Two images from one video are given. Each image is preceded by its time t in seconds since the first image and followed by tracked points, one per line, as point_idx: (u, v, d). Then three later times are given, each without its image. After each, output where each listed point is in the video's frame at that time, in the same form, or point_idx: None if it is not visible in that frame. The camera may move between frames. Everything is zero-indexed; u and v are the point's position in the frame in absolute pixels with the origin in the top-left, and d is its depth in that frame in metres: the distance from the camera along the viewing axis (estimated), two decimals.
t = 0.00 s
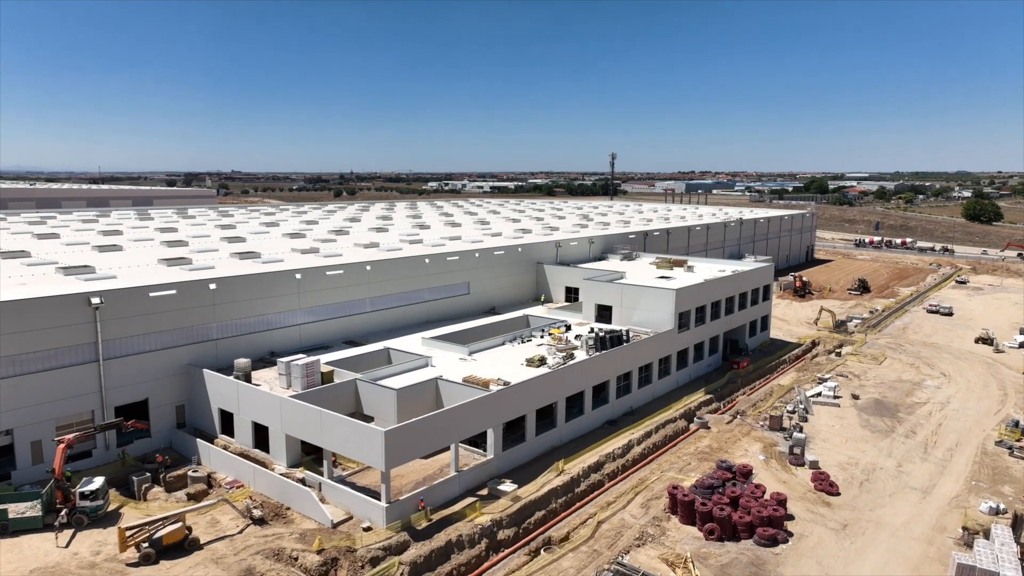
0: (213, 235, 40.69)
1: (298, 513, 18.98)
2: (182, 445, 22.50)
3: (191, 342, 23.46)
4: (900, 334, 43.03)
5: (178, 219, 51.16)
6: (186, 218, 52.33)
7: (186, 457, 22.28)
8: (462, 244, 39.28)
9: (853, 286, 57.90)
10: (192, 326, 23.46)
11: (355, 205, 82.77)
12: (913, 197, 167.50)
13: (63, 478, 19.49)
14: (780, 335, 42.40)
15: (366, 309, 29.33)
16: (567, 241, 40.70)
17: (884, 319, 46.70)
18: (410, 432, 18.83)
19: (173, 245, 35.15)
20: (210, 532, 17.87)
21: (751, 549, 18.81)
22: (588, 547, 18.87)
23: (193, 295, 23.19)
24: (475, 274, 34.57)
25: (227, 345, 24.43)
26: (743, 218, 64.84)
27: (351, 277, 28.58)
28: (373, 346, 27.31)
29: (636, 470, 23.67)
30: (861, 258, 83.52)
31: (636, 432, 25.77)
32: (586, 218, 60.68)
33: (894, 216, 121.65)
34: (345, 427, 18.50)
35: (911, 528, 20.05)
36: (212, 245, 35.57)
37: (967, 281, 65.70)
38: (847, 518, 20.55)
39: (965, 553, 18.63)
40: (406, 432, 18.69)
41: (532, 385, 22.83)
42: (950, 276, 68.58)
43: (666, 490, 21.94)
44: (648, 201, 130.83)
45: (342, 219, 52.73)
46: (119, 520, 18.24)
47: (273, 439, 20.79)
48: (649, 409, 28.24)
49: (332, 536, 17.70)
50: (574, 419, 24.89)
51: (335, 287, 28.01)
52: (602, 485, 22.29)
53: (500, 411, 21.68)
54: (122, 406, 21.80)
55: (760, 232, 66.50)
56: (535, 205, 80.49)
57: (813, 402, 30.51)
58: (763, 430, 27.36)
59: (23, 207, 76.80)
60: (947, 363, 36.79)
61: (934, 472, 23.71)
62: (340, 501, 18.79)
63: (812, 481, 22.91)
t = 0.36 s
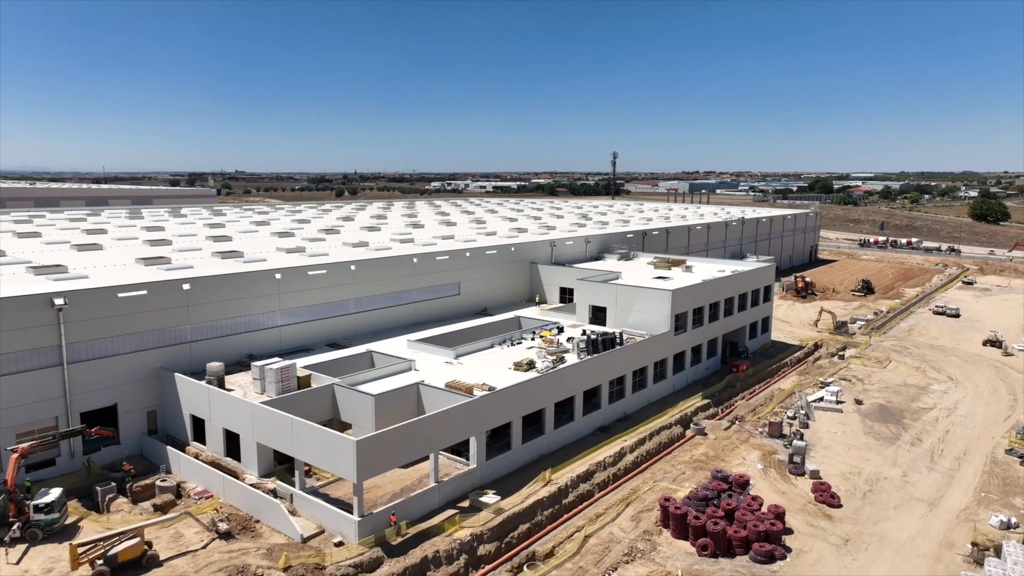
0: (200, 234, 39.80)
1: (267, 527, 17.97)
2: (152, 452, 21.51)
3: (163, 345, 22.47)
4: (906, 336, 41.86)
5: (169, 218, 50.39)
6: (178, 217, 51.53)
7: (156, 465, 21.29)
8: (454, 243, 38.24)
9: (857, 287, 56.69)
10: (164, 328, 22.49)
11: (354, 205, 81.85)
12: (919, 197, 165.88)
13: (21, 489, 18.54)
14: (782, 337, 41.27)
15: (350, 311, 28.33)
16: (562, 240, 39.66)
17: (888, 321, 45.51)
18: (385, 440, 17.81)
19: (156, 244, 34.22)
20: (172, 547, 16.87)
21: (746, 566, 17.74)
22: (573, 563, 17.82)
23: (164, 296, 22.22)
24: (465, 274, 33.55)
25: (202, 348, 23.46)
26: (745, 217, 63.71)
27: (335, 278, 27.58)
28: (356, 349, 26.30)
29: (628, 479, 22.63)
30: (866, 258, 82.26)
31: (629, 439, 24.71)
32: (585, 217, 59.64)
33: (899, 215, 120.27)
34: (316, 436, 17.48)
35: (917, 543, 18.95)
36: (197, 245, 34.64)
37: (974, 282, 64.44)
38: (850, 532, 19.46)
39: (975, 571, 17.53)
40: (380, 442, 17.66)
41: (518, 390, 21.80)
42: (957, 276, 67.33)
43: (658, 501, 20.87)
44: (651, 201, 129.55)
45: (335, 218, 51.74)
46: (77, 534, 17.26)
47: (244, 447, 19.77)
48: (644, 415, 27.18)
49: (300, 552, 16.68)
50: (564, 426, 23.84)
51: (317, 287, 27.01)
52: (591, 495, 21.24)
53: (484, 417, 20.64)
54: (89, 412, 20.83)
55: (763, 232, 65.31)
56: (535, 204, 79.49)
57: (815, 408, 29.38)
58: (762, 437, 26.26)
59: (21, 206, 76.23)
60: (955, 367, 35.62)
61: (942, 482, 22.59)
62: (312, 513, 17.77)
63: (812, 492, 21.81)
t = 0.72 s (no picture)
0: (187, 232, 38.90)
1: (232, 541, 16.99)
2: (118, 460, 20.57)
3: (131, 348, 21.50)
4: (911, 339, 40.70)
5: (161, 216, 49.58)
6: (170, 215, 50.72)
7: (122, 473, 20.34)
8: (445, 242, 37.23)
9: (861, 288, 55.48)
10: (132, 331, 21.52)
11: (353, 203, 80.84)
12: (924, 197, 164.34)
13: None
14: (783, 339, 40.15)
15: (333, 312, 27.34)
16: (557, 239, 38.64)
17: (893, 322, 44.31)
18: (356, 450, 16.81)
19: (139, 242, 33.31)
20: (128, 564, 15.91)
21: None
22: None
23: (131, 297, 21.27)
24: (455, 273, 32.52)
25: (174, 351, 22.49)
26: (747, 217, 62.60)
27: (316, 278, 26.61)
28: (337, 352, 25.31)
29: (618, 490, 21.59)
30: (870, 258, 81.02)
31: (620, 447, 23.64)
32: (584, 217, 58.62)
33: (905, 215, 118.85)
34: (282, 446, 16.48)
35: (923, 560, 17.85)
36: (180, 243, 33.73)
37: (981, 282, 63.20)
38: (851, 548, 18.37)
39: None
40: (350, 452, 16.64)
41: (502, 396, 20.77)
42: (964, 277, 66.09)
43: (649, 513, 19.79)
44: (653, 200, 128.59)
45: (328, 217, 50.77)
46: (29, 549, 16.32)
47: (211, 456, 18.79)
48: (637, 420, 26.11)
49: (264, 570, 15.69)
50: (552, 433, 22.79)
51: (297, 287, 26.04)
52: (579, 507, 20.18)
53: (464, 425, 19.61)
54: (51, 418, 19.89)
55: (765, 232, 64.13)
56: (535, 203, 78.51)
57: (815, 413, 28.27)
58: (760, 444, 25.16)
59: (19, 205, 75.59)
60: (961, 370, 34.45)
61: (948, 494, 21.47)
62: (279, 527, 16.77)
63: (812, 504, 20.72)
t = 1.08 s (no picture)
0: (174, 230, 38.01)
1: (193, 556, 16.02)
2: (82, 467, 19.64)
3: (98, 349, 20.58)
4: (917, 341, 39.52)
5: (152, 214, 48.74)
6: (162, 213, 49.90)
7: (86, 481, 19.41)
8: (436, 241, 36.24)
9: (866, 288, 54.27)
10: (99, 332, 20.58)
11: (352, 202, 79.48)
12: (931, 196, 162.51)
13: None
14: (784, 341, 39.02)
15: (314, 312, 26.38)
16: (551, 238, 37.62)
17: (898, 324, 43.10)
18: (323, 460, 15.80)
19: (120, 240, 32.42)
20: None
21: None
22: None
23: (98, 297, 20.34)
24: (444, 273, 31.51)
25: (144, 353, 21.55)
26: (750, 216, 61.44)
27: (297, 277, 25.65)
28: (317, 354, 24.36)
29: (606, 500, 20.57)
30: (876, 258, 79.68)
31: (611, 455, 22.60)
32: (583, 215, 57.57)
33: (912, 215, 117.27)
34: (245, 455, 15.50)
35: None
36: (163, 241, 32.83)
37: (990, 283, 61.84)
38: (851, 564, 17.30)
39: None
40: (317, 462, 15.65)
41: (484, 402, 19.74)
42: (971, 277, 64.75)
43: (638, 526, 18.75)
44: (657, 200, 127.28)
45: (321, 216, 49.83)
46: None
47: (176, 464, 17.82)
48: (629, 426, 25.05)
49: None
50: (539, 440, 21.76)
51: (277, 287, 25.09)
52: (565, 519, 19.16)
53: (443, 433, 18.59)
54: (11, 424, 18.96)
55: (768, 231, 62.93)
56: (536, 202, 77.47)
57: (817, 419, 27.17)
58: (758, 452, 24.08)
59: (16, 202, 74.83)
60: (969, 374, 33.26)
61: (956, 506, 20.35)
62: (242, 541, 15.79)
63: (811, 516, 19.64)
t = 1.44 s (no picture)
0: (161, 228, 37.17)
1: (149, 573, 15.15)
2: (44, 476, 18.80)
3: (63, 351, 19.73)
4: (923, 343, 38.32)
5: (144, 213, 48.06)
6: (155, 212, 49.21)
7: (46, 489, 18.55)
8: (428, 239, 35.27)
9: (871, 289, 53.03)
10: (64, 333, 19.72)
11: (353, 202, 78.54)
12: (939, 196, 160.68)
13: None
14: (786, 343, 37.92)
15: (295, 313, 25.50)
16: (546, 237, 36.65)
17: (904, 326, 41.91)
18: (286, 471, 14.87)
19: (102, 237, 31.60)
20: None
21: None
22: None
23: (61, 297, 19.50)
24: (433, 272, 30.57)
25: (112, 355, 20.70)
26: (753, 215, 60.27)
27: (277, 276, 24.76)
28: (296, 356, 23.46)
29: (594, 511, 19.59)
30: (883, 258, 78.34)
31: (600, 463, 21.59)
32: (582, 214, 56.57)
33: (920, 215, 115.72)
34: (202, 465, 14.59)
35: None
36: (146, 239, 32.00)
37: (999, 283, 60.48)
38: None
39: None
40: (278, 472, 14.73)
41: (464, 407, 18.78)
42: (980, 278, 63.45)
43: (625, 540, 17.74)
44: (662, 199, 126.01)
45: (315, 214, 48.96)
46: None
47: (136, 473, 16.89)
48: (621, 432, 24.03)
49: None
50: (524, 447, 20.77)
51: (255, 286, 24.20)
52: (548, 532, 18.17)
53: (418, 440, 17.64)
54: None
55: (771, 230, 61.74)
56: (537, 201, 76.48)
57: (818, 425, 26.08)
58: (755, 460, 23.03)
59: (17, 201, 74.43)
60: (978, 378, 32.07)
61: (963, 520, 19.23)
62: (199, 555, 14.86)
63: (809, 530, 18.57)
